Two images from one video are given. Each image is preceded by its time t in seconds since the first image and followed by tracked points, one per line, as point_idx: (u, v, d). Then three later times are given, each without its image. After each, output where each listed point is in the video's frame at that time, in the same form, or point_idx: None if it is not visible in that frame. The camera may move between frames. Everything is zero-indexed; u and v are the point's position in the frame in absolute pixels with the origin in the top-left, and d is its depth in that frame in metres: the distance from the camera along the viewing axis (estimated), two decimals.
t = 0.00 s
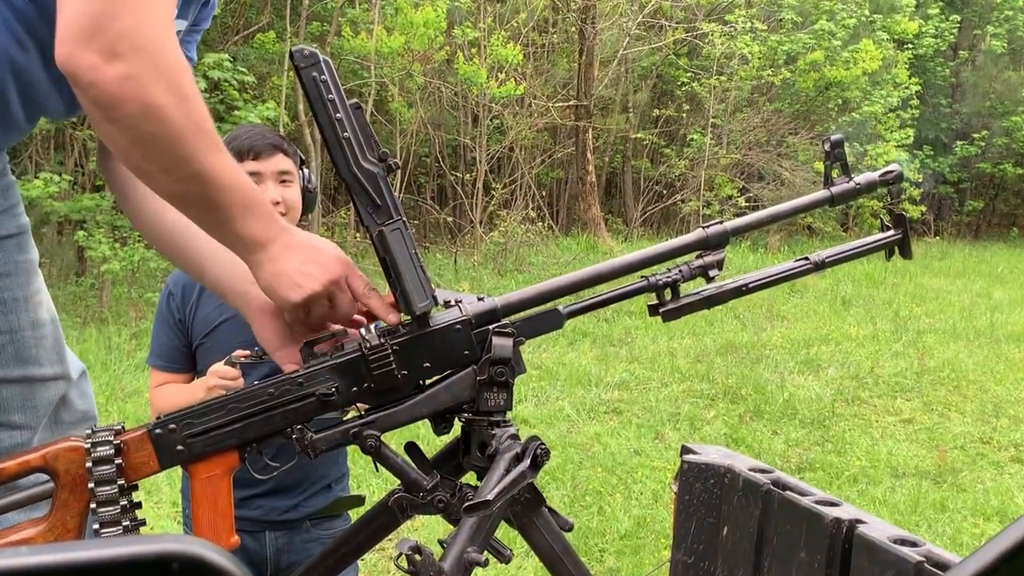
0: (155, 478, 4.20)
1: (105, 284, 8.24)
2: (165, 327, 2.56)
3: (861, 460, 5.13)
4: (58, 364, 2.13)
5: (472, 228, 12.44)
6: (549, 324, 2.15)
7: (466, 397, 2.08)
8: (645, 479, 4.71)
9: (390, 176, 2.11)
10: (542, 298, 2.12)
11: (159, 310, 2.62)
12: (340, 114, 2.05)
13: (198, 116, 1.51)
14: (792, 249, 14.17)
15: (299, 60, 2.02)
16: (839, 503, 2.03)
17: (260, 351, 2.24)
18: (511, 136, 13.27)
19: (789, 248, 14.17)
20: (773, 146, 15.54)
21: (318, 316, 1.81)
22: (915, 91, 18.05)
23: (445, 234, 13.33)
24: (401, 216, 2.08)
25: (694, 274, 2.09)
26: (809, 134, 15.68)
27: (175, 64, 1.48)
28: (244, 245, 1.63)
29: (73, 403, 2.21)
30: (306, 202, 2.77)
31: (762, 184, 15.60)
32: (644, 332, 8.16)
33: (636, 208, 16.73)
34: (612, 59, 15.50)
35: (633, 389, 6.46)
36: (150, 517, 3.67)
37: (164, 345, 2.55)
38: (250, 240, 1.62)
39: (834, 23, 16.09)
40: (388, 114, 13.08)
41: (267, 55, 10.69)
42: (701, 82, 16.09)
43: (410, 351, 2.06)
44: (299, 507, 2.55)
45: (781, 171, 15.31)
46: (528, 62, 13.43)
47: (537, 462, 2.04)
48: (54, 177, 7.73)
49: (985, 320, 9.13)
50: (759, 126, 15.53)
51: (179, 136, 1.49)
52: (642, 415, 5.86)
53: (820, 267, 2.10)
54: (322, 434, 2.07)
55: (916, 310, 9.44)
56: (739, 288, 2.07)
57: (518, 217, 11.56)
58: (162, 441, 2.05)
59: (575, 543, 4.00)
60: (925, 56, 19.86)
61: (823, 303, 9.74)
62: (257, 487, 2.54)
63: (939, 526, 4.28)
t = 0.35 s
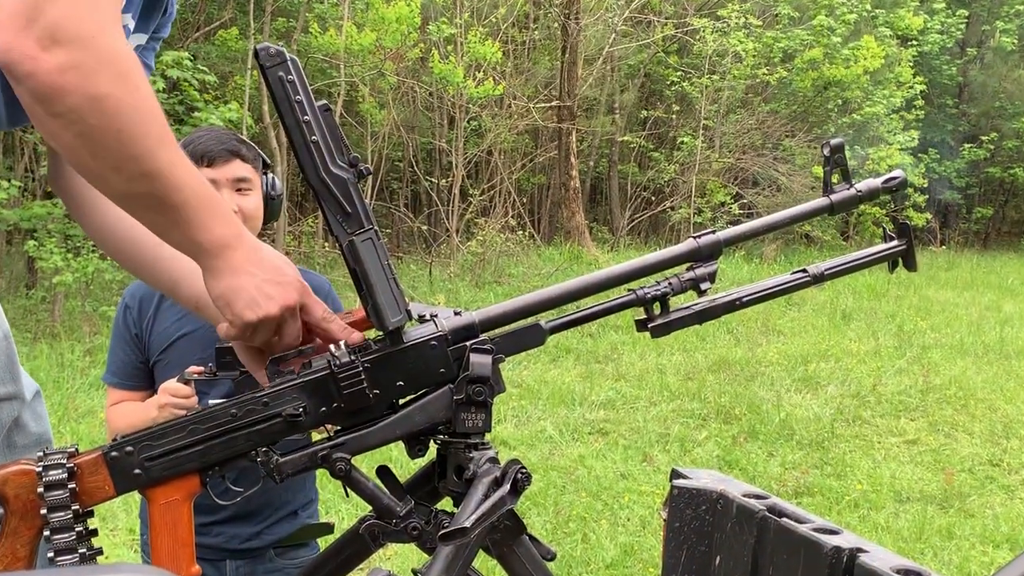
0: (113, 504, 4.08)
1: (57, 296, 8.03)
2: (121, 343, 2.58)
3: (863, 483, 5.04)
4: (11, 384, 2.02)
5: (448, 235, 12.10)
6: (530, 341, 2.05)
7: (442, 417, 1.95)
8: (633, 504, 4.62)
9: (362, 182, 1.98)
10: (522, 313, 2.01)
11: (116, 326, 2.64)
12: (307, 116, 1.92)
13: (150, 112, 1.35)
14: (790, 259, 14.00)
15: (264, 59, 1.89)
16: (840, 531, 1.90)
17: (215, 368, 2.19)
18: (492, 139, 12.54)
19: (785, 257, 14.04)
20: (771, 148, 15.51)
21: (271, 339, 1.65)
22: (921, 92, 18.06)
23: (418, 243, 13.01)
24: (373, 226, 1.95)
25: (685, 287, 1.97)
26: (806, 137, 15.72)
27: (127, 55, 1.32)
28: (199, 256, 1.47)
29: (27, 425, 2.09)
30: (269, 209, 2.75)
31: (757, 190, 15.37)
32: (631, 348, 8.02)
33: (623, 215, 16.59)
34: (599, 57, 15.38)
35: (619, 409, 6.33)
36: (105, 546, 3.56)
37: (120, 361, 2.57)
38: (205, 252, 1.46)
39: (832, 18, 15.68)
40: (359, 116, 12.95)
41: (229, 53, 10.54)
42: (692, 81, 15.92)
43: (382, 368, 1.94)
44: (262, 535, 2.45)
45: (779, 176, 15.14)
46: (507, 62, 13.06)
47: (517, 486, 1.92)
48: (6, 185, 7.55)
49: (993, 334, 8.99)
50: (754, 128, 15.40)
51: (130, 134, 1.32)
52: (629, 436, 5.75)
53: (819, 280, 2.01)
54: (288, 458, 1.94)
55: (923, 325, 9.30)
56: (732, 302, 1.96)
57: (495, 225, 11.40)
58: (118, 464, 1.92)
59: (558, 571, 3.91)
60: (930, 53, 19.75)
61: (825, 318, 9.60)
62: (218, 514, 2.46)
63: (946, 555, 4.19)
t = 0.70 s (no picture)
0: (69, 531, 3.95)
1: (12, 308, 7.79)
2: (83, 357, 2.54)
3: (864, 507, 5.03)
4: None
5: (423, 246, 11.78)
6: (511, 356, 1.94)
7: (418, 438, 1.86)
8: (619, 530, 4.60)
9: (332, 188, 1.87)
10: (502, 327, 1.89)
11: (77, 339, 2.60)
12: (275, 118, 1.80)
13: (92, 112, 1.23)
14: (787, 271, 13.86)
15: (228, 58, 1.78)
16: (839, 557, 1.79)
17: (184, 385, 2.07)
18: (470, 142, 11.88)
19: (781, 269, 13.90)
20: (766, 152, 15.46)
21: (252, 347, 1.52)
22: (925, 92, 18.00)
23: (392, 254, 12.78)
24: (344, 234, 1.84)
25: (676, 298, 1.95)
26: (803, 140, 15.67)
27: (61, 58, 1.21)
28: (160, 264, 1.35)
29: None
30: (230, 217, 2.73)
31: (752, 199, 15.23)
32: (617, 364, 7.91)
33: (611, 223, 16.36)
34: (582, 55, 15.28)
35: (605, 429, 6.25)
36: None
37: (80, 377, 2.53)
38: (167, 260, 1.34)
39: (833, 15, 15.48)
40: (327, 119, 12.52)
41: (193, 51, 10.33)
42: (682, 81, 15.65)
43: (354, 386, 1.83)
44: (232, 561, 2.42)
45: (775, 183, 15.03)
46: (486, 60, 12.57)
47: (498, 511, 1.81)
48: None
49: (1002, 350, 8.87)
50: (749, 131, 15.25)
51: (71, 138, 1.21)
52: (616, 458, 5.68)
53: (818, 291, 2.07)
54: (255, 480, 1.84)
55: (926, 340, 9.21)
56: (726, 314, 1.96)
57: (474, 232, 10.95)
58: (75, 487, 1.81)
59: None
60: (934, 51, 19.66)
61: (824, 332, 9.49)
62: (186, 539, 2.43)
63: None
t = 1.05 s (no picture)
0: (35, 553, 3.86)
1: None
2: (48, 370, 2.52)
3: (864, 528, 4.97)
4: None
5: (404, 253, 11.60)
6: (495, 369, 1.94)
7: (397, 455, 1.80)
8: (608, 552, 4.54)
9: (308, 193, 1.78)
10: (490, 337, 1.93)
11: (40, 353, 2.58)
12: (246, 119, 1.71)
13: (38, 136, 1.17)
14: (784, 279, 13.74)
15: (198, 57, 1.68)
16: None
17: (160, 398, 1.99)
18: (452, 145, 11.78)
19: (777, 278, 13.80)
20: (763, 156, 15.24)
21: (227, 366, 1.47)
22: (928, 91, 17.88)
23: (372, 261, 12.62)
24: (320, 242, 1.76)
25: (668, 309, 2.03)
26: (801, 143, 15.57)
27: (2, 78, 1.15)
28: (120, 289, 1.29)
29: None
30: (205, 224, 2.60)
31: (748, 203, 15.01)
32: (606, 377, 7.82)
33: (599, 230, 16.20)
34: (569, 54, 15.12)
35: (593, 446, 6.19)
36: None
37: (44, 389, 2.50)
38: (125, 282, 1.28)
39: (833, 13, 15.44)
40: (302, 121, 12.32)
41: (160, 51, 10.14)
42: (674, 80, 15.46)
43: (331, 401, 1.76)
44: None
45: (772, 187, 14.75)
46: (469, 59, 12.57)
47: (480, 532, 1.76)
48: None
49: (1010, 364, 8.77)
50: (742, 135, 14.99)
51: (16, 164, 1.15)
52: (604, 476, 5.62)
53: (814, 301, 2.18)
54: (226, 500, 1.76)
55: (930, 352, 9.13)
56: (718, 328, 2.08)
57: (457, 239, 10.76)
58: (37, 506, 1.73)
59: None
60: (938, 50, 19.50)
61: (823, 345, 9.41)
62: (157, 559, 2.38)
63: None
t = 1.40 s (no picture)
0: (33, 551, 3.86)
1: None
2: (50, 369, 2.52)
3: (864, 528, 4.96)
4: None
5: (404, 253, 11.61)
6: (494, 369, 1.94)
7: (397, 455, 1.80)
8: (608, 552, 4.54)
9: (308, 194, 1.78)
10: (491, 338, 1.94)
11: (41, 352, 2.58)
12: (247, 120, 1.71)
13: (40, 142, 1.17)
14: (783, 279, 13.74)
15: (198, 57, 1.67)
16: None
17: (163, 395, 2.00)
18: (452, 144, 11.80)
19: (778, 278, 13.81)
20: (763, 156, 15.26)
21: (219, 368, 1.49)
22: (927, 92, 17.92)
23: (371, 261, 12.62)
24: (320, 242, 1.76)
25: (668, 309, 2.03)
26: (801, 143, 15.59)
27: None
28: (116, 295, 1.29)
29: None
30: (207, 222, 2.65)
31: (747, 204, 15.02)
32: (606, 377, 7.83)
33: (599, 231, 16.20)
34: (570, 54, 15.12)
35: (593, 445, 6.19)
36: None
37: (45, 388, 2.49)
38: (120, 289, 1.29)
39: (832, 14, 15.48)
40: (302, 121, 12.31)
41: (160, 51, 10.13)
42: (674, 80, 15.46)
43: (331, 401, 1.77)
44: None
45: (772, 188, 14.76)
46: (469, 59, 12.59)
47: (480, 532, 1.76)
48: None
49: (1010, 363, 8.78)
50: (742, 135, 14.99)
51: (20, 172, 1.15)
52: (604, 476, 5.62)
53: (815, 300, 2.17)
54: (226, 500, 1.76)
55: (930, 352, 9.13)
56: (718, 326, 2.08)
57: (457, 239, 10.76)
58: (36, 506, 1.73)
59: None
60: (938, 49, 19.52)
61: (823, 345, 9.41)
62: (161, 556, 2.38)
63: None
